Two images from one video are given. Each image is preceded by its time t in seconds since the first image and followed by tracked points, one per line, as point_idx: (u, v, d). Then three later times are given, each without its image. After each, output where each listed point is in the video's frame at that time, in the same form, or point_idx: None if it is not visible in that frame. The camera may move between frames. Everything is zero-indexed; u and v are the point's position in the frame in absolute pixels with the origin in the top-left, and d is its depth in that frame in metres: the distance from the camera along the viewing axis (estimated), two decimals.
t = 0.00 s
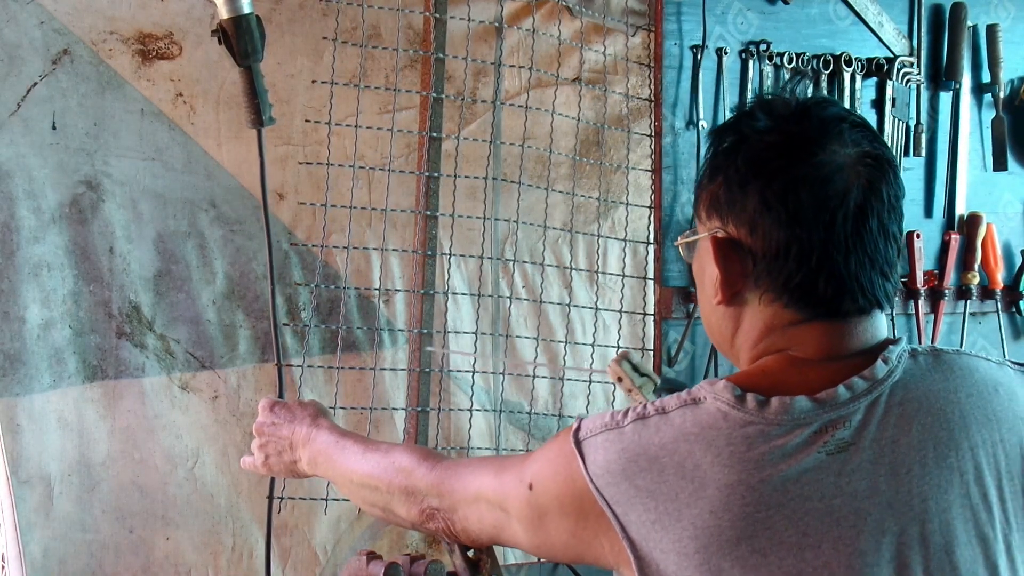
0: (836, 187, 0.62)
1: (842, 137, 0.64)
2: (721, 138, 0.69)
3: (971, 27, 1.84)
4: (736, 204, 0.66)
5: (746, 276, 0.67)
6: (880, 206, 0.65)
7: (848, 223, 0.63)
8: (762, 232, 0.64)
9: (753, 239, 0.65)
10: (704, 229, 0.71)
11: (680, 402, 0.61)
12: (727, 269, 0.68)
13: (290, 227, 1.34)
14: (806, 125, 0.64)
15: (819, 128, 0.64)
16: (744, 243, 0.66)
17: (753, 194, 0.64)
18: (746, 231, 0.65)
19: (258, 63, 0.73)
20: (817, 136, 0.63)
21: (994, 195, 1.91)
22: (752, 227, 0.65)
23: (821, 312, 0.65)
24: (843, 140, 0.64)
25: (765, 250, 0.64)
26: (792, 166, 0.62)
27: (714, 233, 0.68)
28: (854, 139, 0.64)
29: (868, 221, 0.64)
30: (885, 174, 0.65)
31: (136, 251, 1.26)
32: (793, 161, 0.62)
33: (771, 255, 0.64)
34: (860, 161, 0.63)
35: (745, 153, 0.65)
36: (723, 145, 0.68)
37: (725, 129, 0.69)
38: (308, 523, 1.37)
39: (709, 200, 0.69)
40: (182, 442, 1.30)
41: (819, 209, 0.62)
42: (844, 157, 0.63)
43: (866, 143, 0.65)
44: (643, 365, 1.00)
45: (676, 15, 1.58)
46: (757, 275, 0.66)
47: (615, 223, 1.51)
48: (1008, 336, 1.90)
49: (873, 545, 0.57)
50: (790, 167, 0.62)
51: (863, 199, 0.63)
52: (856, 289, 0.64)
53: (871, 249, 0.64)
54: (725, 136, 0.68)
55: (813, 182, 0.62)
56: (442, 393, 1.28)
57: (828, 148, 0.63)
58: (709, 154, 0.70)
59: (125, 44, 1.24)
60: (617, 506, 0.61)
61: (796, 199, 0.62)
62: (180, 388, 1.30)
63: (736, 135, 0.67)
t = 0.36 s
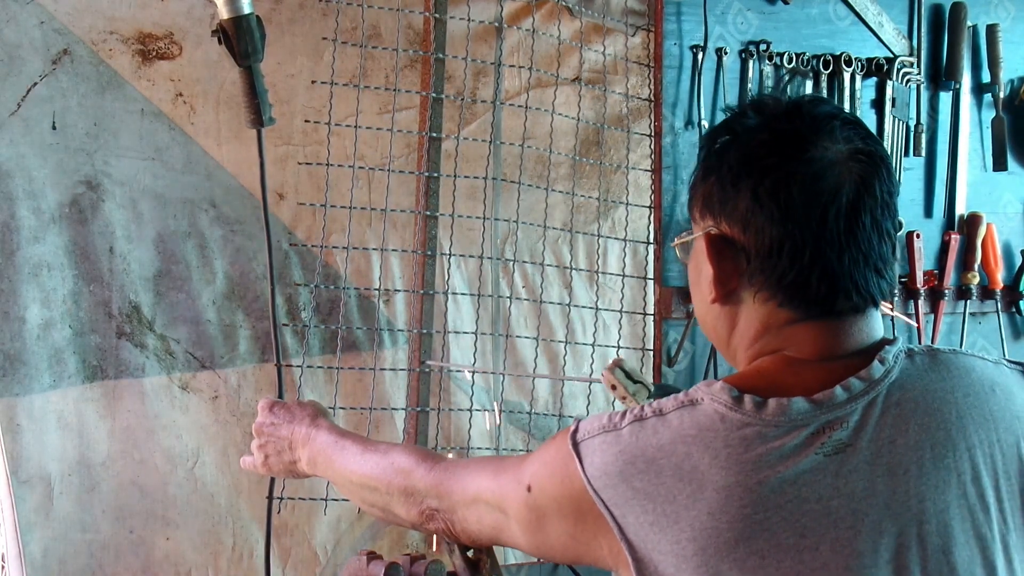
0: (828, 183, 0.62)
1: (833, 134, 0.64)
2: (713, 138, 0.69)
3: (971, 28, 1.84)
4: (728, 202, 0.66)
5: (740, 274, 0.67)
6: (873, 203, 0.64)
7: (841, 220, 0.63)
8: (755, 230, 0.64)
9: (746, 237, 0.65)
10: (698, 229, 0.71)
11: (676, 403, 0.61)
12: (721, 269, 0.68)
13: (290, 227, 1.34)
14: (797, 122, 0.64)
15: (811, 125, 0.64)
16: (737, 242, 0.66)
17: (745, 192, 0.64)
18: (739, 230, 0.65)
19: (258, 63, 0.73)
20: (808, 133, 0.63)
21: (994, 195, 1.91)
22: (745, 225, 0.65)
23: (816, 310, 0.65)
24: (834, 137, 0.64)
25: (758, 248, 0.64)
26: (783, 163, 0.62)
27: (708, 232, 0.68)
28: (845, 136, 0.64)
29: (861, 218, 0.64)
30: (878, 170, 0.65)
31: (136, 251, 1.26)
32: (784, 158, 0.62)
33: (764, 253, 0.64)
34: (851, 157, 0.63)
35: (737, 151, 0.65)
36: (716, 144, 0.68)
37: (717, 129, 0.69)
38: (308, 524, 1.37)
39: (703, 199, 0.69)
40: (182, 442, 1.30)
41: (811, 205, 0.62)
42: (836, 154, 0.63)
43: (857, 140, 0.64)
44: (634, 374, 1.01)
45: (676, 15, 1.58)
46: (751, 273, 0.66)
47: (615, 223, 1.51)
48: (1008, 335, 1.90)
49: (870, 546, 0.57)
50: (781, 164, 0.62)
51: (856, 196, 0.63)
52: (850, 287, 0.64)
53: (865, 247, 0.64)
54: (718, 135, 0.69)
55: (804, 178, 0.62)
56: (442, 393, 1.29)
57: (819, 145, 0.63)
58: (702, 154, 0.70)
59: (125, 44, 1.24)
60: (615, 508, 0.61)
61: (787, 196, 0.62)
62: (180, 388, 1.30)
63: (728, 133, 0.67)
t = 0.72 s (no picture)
0: (826, 184, 0.62)
1: (832, 135, 0.64)
2: (712, 139, 0.69)
3: (971, 28, 1.84)
4: (726, 203, 0.66)
5: (738, 275, 0.67)
6: (872, 204, 0.64)
7: (839, 221, 0.63)
8: (753, 231, 0.64)
9: (745, 238, 0.65)
10: (696, 230, 0.71)
11: (676, 404, 0.61)
12: (720, 270, 0.68)
13: (290, 227, 1.34)
14: (796, 123, 0.64)
15: (809, 126, 0.64)
16: (735, 243, 0.66)
17: (743, 193, 0.64)
18: (737, 231, 0.65)
19: (259, 63, 0.73)
20: (806, 134, 0.63)
21: (994, 195, 1.91)
22: (743, 226, 0.65)
23: (814, 311, 0.65)
24: (833, 137, 0.64)
25: (756, 249, 0.64)
26: (780, 164, 0.62)
27: (706, 233, 0.68)
28: (844, 136, 0.64)
29: (859, 219, 0.64)
30: (877, 171, 0.65)
31: (136, 251, 1.26)
32: (782, 159, 0.63)
33: (763, 254, 0.64)
34: (850, 158, 0.63)
35: (735, 152, 0.65)
36: (714, 145, 0.68)
37: (715, 129, 0.69)
38: (308, 524, 1.37)
39: (701, 200, 0.69)
40: (182, 442, 1.29)
41: (809, 207, 0.62)
42: (834, 154, 0.63)
43: (856, 140, 0.64)
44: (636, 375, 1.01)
45: (677, 15, 1.58)
46: (749, 274, 0.66)
47: (616, 223, 1.51)
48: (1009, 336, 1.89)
49: (869, 547, 0.57)
50: (779, 165, 0.62)
51: (854, 197, 0.63)
52: (849, 288, 0.64)
53: (863, 248, 0.64)
54: (716, 136, 0.69)
55: (802, 180, 0.62)
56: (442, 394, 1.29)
57: (818, 146, 0.63)
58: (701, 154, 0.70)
59: (125, 44, 1.24)
60: (615, 509, 0.61)
61: (785, 197, 0.62)
62: (180, 388, 1.29)
63: (727, 134, 0.67)
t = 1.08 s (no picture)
0: (826, 188, 0.62)
1: (832, 138, 0.64)
2: (712, 141, 0.69)
3: (970, 28, 1.84)
4: (726, 207, 0.66)
5: (739, 279, 0.67)
6: (872, 208, 0.64)
7: (840, 225, 0.63)
8: (753, 235, 0.64)
9: (744, 242, 0.65)
10: (696, 233, 0.71)
11: (676, 405, 0.61)
12: (719, 273, 0.68)
13: (290, 228, 1.34)
14: (796, 126, 0.64)
15: (810, 130, 0.64)
16: (735, 246, 0.66)
17: (743, 197, 0.64)
18: (737, 234, 0.65)
19: (259, 63, 0.73)
20: (806, 138, 0.63)
21: (994, 195, 1.91)
22: (743, 230, 0.65)
23: (815, 314, 0.65)
24: (834, 141, 0.64)
25: (756, 253, 0.64)
26: (781, 168, 0.63)
27: (706, 236, 0.68)
28: (845, 140, 0.64)
29: (860, 223, 0.64)
30: (878, 174, 0.65)
31: (136, 251, 1.26)
32: (782, 163, 0.63)
33: (762, 258, 0.64)
34: (850, 162, 0.63)
35: (736, 155, 0.65)
36: (714, 148, 0.68)
37: (716, 132, 0.69)
38: (308, 524, 1.37)
39: (700, 203, 0.69)
40: (182, 442, 1.29)
41: (809, 210, 0.62)
42: (835, 159, 0.63)
43: (857, 144, 0.65)
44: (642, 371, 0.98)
45: (677, 15, 1.58)
46: (749, 277, 0.66)
47: (616, 223, 1.51)
48: (1009, 335, 1.89)
49: (869, 549, 0.57)
50: (779, 169, 0.63)
51: (855, 200, 0.63)
52: (848, 291, 0.64)
53: (864, 251, 0.64)
54: (716, 139, 0.69)
55: (802, 184, 0.62)
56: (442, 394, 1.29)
57: (818, 150, 0.63)
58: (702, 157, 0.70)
59: (125, 44, 1.24)
60: (615, 510, 0.61)
61: (786, 201, 0.62)
62: (180, 388, 1.29)
63: (727, 137, 0.67)
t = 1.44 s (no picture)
0: (820, 188, 0.62)
1: (826, 138, 0.64)
2: (706, 142, 0.69)
3: (971, 27, 1.84)
4: (721, 208, 0.66)
5: (735, 279, 0.67)
6: (867, 206, 0.64)
7: (834, 225, 0.62)
8: (747, 236, 0.64)
9: (739, 243, 0.65)
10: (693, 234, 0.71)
11: (674, 406, 0.61)
12: (715, 274, 0.68)
13: (290, 228, 1.34)
14: (790, 126, 0.64)
15: (804, 130, 0.64)
16: (730, 247, 0.66)
17: (737, 198, 0.64)
18: (732, 235, 0.65)
19: (259, 63, 0.73)
20: (800, 138, 0.63)
21: (994, 195, 1.91)
22: (738, 231, 0.65)
23: (811, 314, 0.65)
24: (828, 141, 0.64)
25: (750, 254, 0.64)
26: (775, 169, 0.62)
27: (702, 237, 0.69)
28: (838, 139, 0.64)
29: (855, 221, 0.63)
30: (872, 173, 0.65)
31: (136, 251, 1.26)
32: (776, 163, 0.63)
33: (757, 259, 0.64)
34: (844, 162, 0.63)
35: (730, 156, 0.65)
36: (709, 149, 0.68)
37: (711, 132, 0.69)
38: (308, 524, 1.37)
39: (696, 205, 0.69)
40: (182, 442, 1.29)
41: (803, 211, 0.62)
42: (829, 158, 0.63)
43: (851, 143, 0.64)
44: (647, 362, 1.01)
45: (677, 16, 1.58)
46: (745, 278, 0.66)
47: (616, 223, 1.51)
48: (1009, 335, 1.89)
49: (868, 550, 0.57)
50: (773, 170, 0.63)
51: (849, 200, 0.63)
52: (845, 291, 0.64)
53: (860, 250, 0.64)
54: (711, 140, 0.68)
55: (795, 184, 0.62)
56: (442, 394, 1.29)
57: (812, 150, 0.63)
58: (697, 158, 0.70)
59: (125, 44, 1.24)
60: (614, 510, 0.61)
61: (779, 202, 0.62)
62: (180, 388, 1.29)
63: (722, 138, 0.67)
